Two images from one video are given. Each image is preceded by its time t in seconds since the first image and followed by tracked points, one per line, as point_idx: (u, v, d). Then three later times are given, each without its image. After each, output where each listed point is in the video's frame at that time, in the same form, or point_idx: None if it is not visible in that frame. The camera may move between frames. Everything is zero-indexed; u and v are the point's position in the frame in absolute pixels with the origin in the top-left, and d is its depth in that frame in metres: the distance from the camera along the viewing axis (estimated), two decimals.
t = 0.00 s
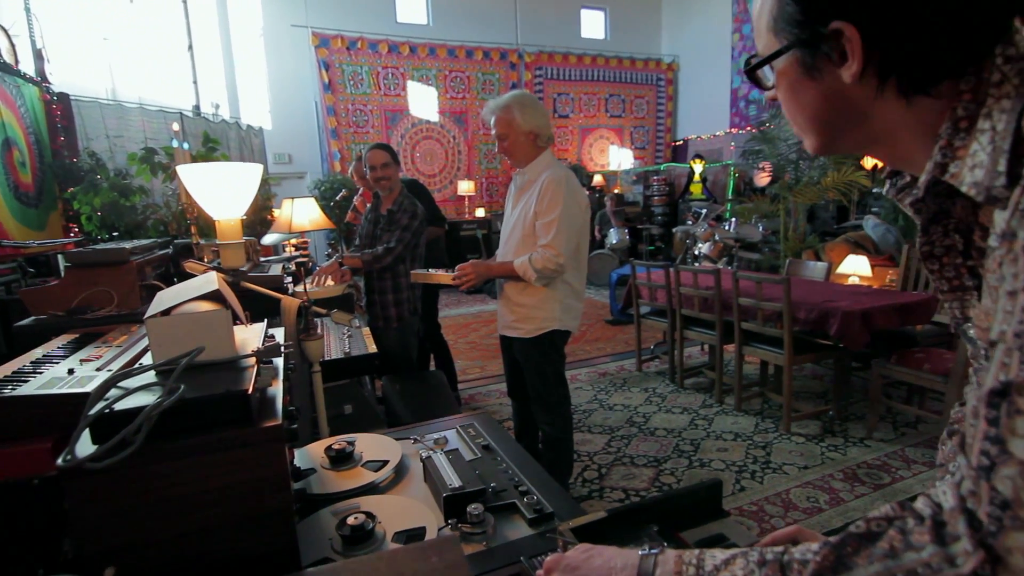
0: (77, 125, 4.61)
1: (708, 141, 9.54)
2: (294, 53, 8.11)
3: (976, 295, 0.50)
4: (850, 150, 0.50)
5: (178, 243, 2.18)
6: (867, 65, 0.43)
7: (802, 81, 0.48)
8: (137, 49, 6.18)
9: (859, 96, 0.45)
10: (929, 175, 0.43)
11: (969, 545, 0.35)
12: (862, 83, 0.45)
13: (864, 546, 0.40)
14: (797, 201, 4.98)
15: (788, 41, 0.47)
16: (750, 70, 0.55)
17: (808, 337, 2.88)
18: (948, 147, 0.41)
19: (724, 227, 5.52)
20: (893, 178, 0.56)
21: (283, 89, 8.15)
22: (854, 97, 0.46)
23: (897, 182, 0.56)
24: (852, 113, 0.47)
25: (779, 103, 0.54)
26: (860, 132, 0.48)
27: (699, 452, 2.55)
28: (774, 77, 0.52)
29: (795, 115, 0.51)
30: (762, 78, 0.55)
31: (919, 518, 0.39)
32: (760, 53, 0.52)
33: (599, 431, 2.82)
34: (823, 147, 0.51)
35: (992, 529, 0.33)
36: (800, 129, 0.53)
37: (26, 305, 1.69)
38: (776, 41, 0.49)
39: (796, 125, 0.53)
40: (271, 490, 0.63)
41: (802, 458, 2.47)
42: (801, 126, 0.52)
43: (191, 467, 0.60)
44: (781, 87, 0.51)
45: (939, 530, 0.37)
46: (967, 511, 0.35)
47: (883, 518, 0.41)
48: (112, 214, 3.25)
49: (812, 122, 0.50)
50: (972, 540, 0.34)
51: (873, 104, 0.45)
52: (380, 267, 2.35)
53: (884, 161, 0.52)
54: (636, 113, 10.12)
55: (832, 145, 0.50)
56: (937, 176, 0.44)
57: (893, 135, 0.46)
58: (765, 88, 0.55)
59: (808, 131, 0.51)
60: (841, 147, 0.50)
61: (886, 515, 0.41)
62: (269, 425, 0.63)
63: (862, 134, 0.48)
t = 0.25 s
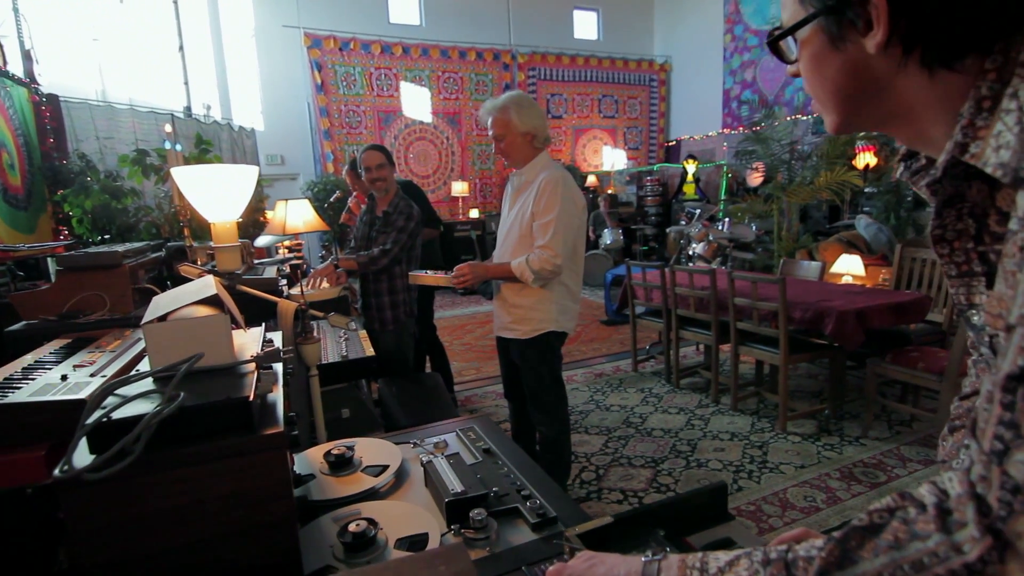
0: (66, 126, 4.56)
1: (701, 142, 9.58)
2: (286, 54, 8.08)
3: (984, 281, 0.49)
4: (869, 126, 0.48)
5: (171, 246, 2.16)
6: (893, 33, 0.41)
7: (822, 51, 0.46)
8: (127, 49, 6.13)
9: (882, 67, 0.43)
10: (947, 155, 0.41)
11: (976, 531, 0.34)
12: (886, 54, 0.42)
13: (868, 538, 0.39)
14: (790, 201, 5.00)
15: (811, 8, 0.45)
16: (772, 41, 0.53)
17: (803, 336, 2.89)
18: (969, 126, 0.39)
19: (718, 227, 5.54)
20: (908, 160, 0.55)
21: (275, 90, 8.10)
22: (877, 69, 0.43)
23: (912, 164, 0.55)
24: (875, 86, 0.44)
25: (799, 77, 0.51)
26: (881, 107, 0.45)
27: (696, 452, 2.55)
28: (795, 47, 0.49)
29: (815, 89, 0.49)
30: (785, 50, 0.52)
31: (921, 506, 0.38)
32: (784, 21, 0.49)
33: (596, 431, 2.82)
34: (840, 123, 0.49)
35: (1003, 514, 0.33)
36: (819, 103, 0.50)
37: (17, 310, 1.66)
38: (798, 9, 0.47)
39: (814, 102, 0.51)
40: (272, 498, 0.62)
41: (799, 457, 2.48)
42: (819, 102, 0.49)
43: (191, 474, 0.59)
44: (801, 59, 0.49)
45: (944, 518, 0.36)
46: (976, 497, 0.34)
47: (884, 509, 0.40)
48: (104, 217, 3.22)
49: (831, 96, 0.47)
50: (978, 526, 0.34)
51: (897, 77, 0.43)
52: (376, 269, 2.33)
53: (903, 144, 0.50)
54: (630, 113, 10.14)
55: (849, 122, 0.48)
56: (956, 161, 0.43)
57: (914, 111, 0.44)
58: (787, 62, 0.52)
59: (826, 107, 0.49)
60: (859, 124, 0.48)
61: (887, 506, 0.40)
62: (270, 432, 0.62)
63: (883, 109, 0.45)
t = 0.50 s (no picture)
0: (56, 125, 4.50)
1: (695, 138, 9.58)
2: (279, 51, 8.02)
3: (996, 269, 0.47)
4: (889, 109, 0.47)
5: (167, 245, 2.14)
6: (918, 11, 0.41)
7: (844, 29, 0.45)
8: (117, 46, 6.06)
9: (906, 47, 0.43)
10: (968, 139, 0.41)
11: (988, 517, 0.33)
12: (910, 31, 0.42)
13: (878, 529, 0.38)
14: (785, 197, 5.02)
15: None
16: (791, 21, 0.53)
17: (800, 332, 2.90)
18: (990, 110, 0.39)
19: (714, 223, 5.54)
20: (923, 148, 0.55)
21: (268, 87, 8.05)
22: (901, 47, 0.43)
23: (926, 151, 0.55)
24: (897, 66, 0.44)
25: (816, 60, 0.51)
26: (902, 87, 0.45)
27: (695, 448, 2.56)
28: (815, 27, 0.49)
29: (833, 70, 0.48)
30: (802, 32, 0.52)
31: (932, 494, 0.36)
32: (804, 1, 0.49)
33: (595, 428, 2.82)
34: (856, 107, 0.49)
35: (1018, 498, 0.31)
36: (836, 87, 0.50)
37: (10, 311, 1.64)
38: None
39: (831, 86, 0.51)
40: (276, 501, 0.62)
41: (797, 452, 2.49)
42: (838, 85, 0.49)
43: (193, 479, 0.58)
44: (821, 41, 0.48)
45: (957, 505, 0.35)
46: (992, 483, 0.33)
47: (893, 499, 0.38)
48: (97, 216, 3.18)
49: (851, 77, 0.47)
50: (993, 512, 0.33)
51: (919, 57, 0.43)
52: (374, 268, 2.32)
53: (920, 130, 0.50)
54: (624, 110, 10.13)
55: (866, 106, 0.48)
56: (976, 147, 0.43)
57: (935, 92, 0.44)
58: (805, 43, 0.52)
59: (843, 90, 0.49)
60: (876, 109, 0.48)
61: (897, 494, 0.38)
62: (277, 433, 0.61)
63: (903, 91, 0.45)
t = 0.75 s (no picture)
0: (55, 124, 4.49)
1: (694, 137, 9.58)
2: (278, 50, 8.01)
3: (1014, 266, 0.46)
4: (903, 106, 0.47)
5: (169, 244, 2.13)
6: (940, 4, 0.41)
7: (862, 24, 0.45)
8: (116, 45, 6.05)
9: (924, 43, 0.43)
10: (986, 136, 0.41)
11: (1015, 517, 0.32)
12: (929, 27, 0.42)
13: (901, 528, 0.37)
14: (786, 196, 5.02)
15: None
16: (813, 15, 0.52)
17: (802, 330, 2.90)
18: (1010, 108, 0.39)
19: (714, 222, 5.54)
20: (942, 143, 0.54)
21: (267, 86, 8.03)
22: (919, 43, 0.43)
23: (945, 147, 0.54)
24: (914, 62, 0.44)
25: (834, 54, 0.51)
26: (920, 83, 0.45)
27: (698, 447, 2.56)
28: (836, 20, 0.49)
29: (851, 65, 0.48)
30: (824, 25, 0.52)
31: (952, 491, 0.36)
32: None
33: (597, 427, 2.82)
34: (873, 104, 0.49)
35: None
36: (854, 82, 0.50)
37: (13, 309, 1.63)
38: None
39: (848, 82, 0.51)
40: (286, 501, 0.61)
41: (799, 451, 2.49)
42: (853, 81, 0.49)
43: (203, 480, 0.58)
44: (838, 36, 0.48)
45: (979, 502, 0.34)
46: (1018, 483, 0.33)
47: (913, 497, 0.38)
48: (97, 215, 3.17)
49: (867, 72, 0.47)
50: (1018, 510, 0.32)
51: (938, 53, 0.43)
52: (376, 267, 2.32)
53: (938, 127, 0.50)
54: (624, 109, 10.12)
55: (883, 102, 0.48)
56: (997, 143, 0.43)
57: (952, 88, 0.44)
58: (826, 36, 0.52)
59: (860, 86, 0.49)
60: (892, 105, 0.48)
61: (917, 493, 0.38)
62: (287, 433, 0.61)
63: (921, 87, 0.45)
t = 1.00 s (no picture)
0: (58, 121, 4.48)
1: (696, 138, 9.58)
2: (280, 49, 8.01)
3: None
4: (931, 103, 0.48)
5: (173, 242, 2.13)
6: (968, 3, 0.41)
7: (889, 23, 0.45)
8: (119, 42, 6.04)
9: (954, 41, 0.43)
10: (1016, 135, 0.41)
11: None
12: (958, 27, 0.43)
13: (932, 531, 0.37)
14: (788, 197, 5.01)
15: None
16: (837, 14, 0.53)
17: (806, 332, 2.89)
18: None
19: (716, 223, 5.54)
20: (965, 144, 0.54)
21: (269, 85, 8.03)
22: (947, 41, 0.43)
23: (968, 148, 0.54)
24: (940, 62, 0.45)
25: (859, 52, 0.51)
26: (947, 82, 0.45)
27: (701, 448, 2.55)
28: (861, 19, 0.49)
29: (877, 64, 0.48)
30: (848, 24, 0.52)
31: (984, 495, 0.36)
32: None
33: (600, 428, 2.82)
34: (899, 103, 0.49)
35: None
36: (880, 81, 0.50)
37: (17, 306, 1.63)
38: None
39: (873, 80, 0.51)
40: (297, 501, 0.61)
41: (802, 452, 2.48)
42: (877, 79, 0.49)
43: (212, 480, 0.58)
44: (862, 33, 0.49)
45: (1012, 506, 0.34)
46: None
47: (943, 501, 0.37)
48: (100, 213, 3.17)
49: (895, 71, 0.47)
50: None
51: (965, 52, 0.43)
52: (379, 267, 2.31)
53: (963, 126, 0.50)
54: (625, 109, 10.11)
55: (909, 101, 0.48)
56: None
57: (979, 86, 0.44)
58: (850, 34, 0.52)
59: (885, 84, 0.49)
60: (919, 103, 0.48)
61: (947, 497, 0.37)
62: (299, 433, 0.61)
63: (949, 86, 0.46)
